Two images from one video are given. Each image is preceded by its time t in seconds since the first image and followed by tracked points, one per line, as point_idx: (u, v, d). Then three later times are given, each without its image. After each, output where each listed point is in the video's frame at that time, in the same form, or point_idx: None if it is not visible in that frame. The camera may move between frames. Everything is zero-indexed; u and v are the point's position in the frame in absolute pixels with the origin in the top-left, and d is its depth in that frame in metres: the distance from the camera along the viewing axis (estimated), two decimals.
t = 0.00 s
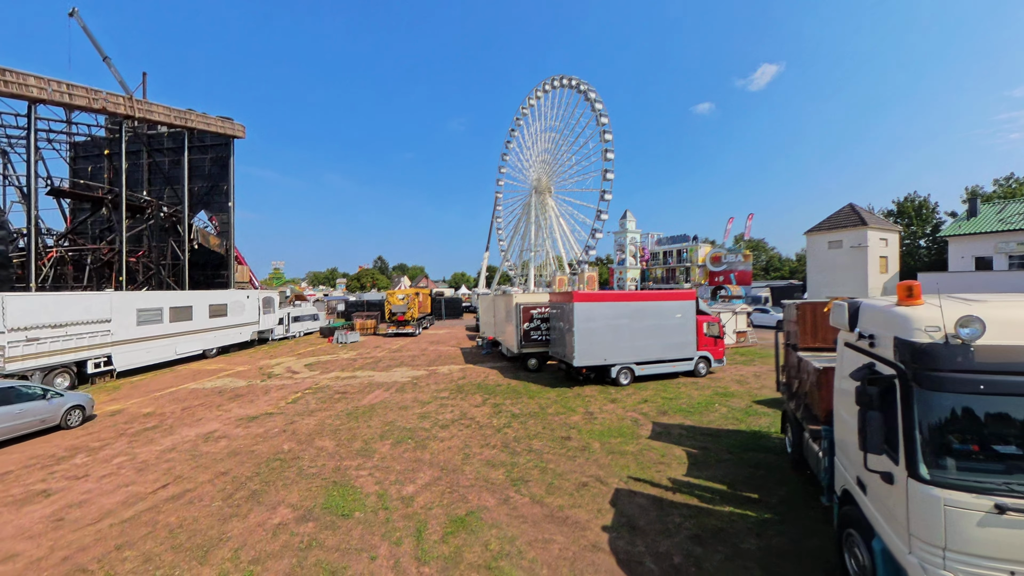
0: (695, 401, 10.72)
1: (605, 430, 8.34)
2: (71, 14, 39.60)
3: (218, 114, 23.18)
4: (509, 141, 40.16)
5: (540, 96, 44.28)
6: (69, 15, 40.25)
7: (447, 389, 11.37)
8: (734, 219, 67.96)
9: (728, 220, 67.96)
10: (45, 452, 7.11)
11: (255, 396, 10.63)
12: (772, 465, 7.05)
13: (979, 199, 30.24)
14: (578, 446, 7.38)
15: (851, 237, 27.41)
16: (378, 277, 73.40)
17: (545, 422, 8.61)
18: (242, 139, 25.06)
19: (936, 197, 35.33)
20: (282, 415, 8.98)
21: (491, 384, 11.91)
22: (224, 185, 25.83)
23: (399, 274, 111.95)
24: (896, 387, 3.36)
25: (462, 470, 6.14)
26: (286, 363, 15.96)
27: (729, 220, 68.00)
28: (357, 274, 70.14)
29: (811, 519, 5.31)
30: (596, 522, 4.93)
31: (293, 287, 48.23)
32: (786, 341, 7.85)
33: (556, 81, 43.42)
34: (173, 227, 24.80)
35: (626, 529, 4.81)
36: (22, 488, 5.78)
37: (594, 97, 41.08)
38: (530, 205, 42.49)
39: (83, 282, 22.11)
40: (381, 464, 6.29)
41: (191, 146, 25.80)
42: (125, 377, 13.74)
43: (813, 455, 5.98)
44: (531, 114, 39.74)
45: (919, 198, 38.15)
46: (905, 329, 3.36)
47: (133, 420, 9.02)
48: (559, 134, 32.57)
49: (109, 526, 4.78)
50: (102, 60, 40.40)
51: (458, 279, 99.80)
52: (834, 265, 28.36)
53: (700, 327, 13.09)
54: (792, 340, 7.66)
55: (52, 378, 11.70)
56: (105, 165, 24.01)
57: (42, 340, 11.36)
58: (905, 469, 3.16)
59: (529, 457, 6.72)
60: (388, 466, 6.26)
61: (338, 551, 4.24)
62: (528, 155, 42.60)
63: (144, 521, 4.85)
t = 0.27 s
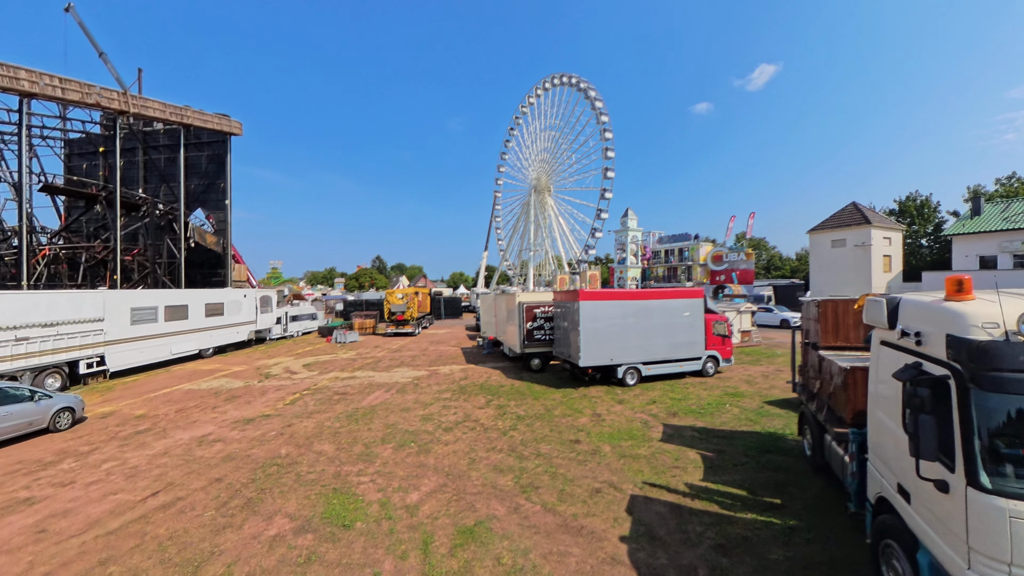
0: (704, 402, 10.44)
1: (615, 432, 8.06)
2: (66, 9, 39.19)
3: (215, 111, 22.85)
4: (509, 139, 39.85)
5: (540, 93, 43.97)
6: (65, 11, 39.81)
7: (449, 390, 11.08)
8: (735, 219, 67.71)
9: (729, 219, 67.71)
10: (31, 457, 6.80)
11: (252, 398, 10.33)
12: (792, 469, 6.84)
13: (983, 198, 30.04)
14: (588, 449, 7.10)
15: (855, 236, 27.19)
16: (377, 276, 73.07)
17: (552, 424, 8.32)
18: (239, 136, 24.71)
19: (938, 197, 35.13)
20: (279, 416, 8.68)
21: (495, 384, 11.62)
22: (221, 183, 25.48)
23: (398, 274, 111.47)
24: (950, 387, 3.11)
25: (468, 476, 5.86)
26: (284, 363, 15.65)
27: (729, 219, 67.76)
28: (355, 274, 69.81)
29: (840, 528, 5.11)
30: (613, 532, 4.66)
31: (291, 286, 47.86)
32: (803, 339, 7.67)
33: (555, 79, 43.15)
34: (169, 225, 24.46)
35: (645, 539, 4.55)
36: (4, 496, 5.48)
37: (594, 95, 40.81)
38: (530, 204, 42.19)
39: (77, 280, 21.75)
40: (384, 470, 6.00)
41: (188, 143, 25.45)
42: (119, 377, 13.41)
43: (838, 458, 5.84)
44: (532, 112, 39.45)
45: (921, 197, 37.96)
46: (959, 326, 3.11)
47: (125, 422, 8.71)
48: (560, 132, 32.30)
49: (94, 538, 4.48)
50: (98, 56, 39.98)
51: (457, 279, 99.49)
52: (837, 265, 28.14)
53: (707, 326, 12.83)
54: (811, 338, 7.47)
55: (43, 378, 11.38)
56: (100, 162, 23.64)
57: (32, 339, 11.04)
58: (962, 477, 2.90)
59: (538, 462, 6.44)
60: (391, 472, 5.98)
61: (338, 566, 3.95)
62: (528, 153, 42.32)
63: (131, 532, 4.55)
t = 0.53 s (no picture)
0: (712, 405, 10.25)
1: (623, 438, 7.85)
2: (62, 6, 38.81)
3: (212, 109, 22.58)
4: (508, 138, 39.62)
5: (540, 93, 43.73)
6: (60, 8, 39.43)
7: (451, 393, 10.86)
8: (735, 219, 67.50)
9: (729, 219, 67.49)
10: (20, 465, 6.56)
11: (249, 401, 10.08)
12: (808, 477, 6.70)
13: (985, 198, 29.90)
14: (597, 456, 6.89)
15: (858, 236, 27.03)
16: (375, 277, 72.75)
17: (559, 430, 8.11)
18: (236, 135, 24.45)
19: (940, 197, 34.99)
20: (278, 421, 8.44)
21: (497, 387, 11.40)
22: (218, 182, 25.21)
23: (396, 274, 111.13)
24: (997, 398, 2.89)
25: (474, 486, 5.63)
26: (282, 365, 15.42)
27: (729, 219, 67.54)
28: (354, 274, 69.50)
29: (863, 541, 5.00)
30: (628, 547, 4.45)
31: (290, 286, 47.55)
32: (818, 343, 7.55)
33: (555, 79, 42.94)
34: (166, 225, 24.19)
35: (663, 555, 4.36)
36: None
37: (594, 94, 40.60)
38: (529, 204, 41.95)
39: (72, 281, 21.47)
40: (386, 479, 5.78)
41: (185, 141, 25.17)
42: (114, 380, 13.15)
43: (859, 468, 5.69)
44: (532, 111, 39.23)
45: (923, 198, 37.83)
46: (1006, 333, 2.89)
47: (118, 427, 8.46)
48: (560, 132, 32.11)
49: (81, 555, 4.25)
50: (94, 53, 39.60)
51: (456, 279, 99.23)
52: (839, 265, 27.97)
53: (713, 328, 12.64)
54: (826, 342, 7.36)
55: (35, 382, 11.12)
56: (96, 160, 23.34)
57: (24, 342, 10.78)
58: (1012, 496, 2.68)
59: (546, 470, 6.23)
60: (394, 481, 5.76)
61: None
62: (527, 153, 42.10)
63: (121, 548, 4.33)
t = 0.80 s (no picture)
0: (722, 407, 10.01)
1: (633, 442, 7.61)
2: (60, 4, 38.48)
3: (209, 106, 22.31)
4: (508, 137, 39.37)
5: (540, 93, 43.60)
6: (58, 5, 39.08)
7: (453, 394, 10.60)
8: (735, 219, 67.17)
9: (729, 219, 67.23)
10: (4, 472, 6.28)
11: (246, 404, 9.81)
12: (827, 482, 6.50)
13: (988, 198, 29.73)
14: (608, 461, 6.63)
15: (861, 236, 26.85)
16: (374, 278, 72.53)
17: (566, 433, 7.86)
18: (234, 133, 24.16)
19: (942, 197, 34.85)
20: (275, 425, 8.15)
21: (501, 389, 11.14)
22: (215, 180, 24.91)
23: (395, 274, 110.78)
24: None
25: (481, 494, 5.37)
26: (280, 366, 15.13)
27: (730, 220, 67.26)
28: (352, 274, 69.27)
29: (892, 551, 4.75)
30: (648, 560, 4.19)
31: (288, 286, 47.24)
32: (836, 343, 7.35)
33: (555, 78, 42.71)
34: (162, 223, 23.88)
35: (686, 569, 4.10)
36: None
37: (593, 94, 40.49)
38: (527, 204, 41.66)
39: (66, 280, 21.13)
40: (390, 487, 5.50)
41: (182, 139, 24.88)
42: (106, 382, 12.85)
43: (885, 473, 5.44)
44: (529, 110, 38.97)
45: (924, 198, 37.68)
46: None
47: (109, 431, 8.17)
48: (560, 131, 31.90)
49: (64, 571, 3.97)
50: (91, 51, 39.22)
51: (455, 279, 99.01)
52: (842, 265, 27.77)
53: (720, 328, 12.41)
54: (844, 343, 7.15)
55: (25, 383, 10.82)
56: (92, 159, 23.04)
57: (14, 342, 10.49)
58: None
59: (556, 476, 5.99)
60: (398, 488, 5.49)
61: None
62: (527, 152, 41.86)
63: (107, 563, 4.06)
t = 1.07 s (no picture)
0: (732, 411, 9.76)
1: (645, 448, 7.34)
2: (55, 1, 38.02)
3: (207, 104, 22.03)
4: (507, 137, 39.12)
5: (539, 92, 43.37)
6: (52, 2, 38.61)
7: (456, 398, 10.33)
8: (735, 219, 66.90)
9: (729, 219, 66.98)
10: None
11: (244, 408, 9.53)
12: (849, 491, 6.24)
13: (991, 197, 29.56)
14: (620, 469, 6.37)
15: (864, 236, 26.66)
16: (372, 277, 72.11)
17: (575, 438, 7.59)
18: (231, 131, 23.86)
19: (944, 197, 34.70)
20: (273, 430, 7.87)
21: (505, 392, 10.88)
22: (212, 179, 24.60)
23: (393, 273, 110.35)
24: None
25: (491, 505, 5.10)
26: (278, 367, 14.83)
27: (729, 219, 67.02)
28: (350, 274, 68.88)
29: (926, 565, 4.46)
30: None
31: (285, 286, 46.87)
32: (857, 345, 7.12)
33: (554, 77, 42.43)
34: (158, 222, 23.54)
35: None
36: None
37: (593, 94, 40.26)
38: (526, 204, 41.39)
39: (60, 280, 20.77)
40: (395, 498, 5.23)
41: (179, 137, 24.57)
42: (100, 384, 12.54)
43: (915, 482, 5.18)
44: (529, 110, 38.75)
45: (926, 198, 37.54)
46: None
47: (101, 437, 7.88)
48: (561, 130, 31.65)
49: None
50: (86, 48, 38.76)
51: (453, 279, 98.65)
52: (846, 265, 27.56)
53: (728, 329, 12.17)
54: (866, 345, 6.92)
55: (16, 386, 10.51)
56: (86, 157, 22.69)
57: (5, 344, 10.19)
58: None
59: (569, 486, 5.72)
60: (404, 499, 5.22)
61: None
62: (527, 151, 41.57)
63: None
